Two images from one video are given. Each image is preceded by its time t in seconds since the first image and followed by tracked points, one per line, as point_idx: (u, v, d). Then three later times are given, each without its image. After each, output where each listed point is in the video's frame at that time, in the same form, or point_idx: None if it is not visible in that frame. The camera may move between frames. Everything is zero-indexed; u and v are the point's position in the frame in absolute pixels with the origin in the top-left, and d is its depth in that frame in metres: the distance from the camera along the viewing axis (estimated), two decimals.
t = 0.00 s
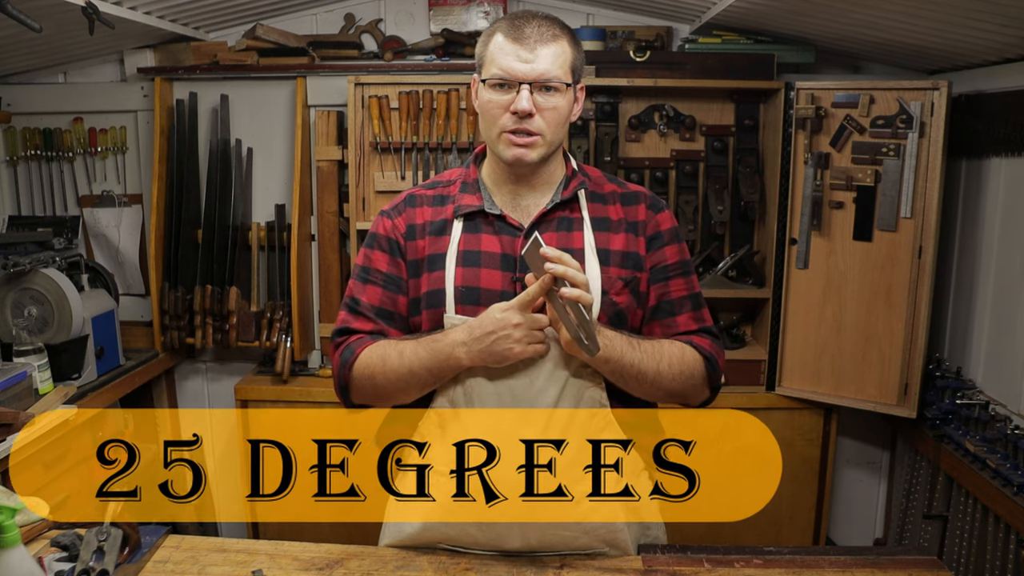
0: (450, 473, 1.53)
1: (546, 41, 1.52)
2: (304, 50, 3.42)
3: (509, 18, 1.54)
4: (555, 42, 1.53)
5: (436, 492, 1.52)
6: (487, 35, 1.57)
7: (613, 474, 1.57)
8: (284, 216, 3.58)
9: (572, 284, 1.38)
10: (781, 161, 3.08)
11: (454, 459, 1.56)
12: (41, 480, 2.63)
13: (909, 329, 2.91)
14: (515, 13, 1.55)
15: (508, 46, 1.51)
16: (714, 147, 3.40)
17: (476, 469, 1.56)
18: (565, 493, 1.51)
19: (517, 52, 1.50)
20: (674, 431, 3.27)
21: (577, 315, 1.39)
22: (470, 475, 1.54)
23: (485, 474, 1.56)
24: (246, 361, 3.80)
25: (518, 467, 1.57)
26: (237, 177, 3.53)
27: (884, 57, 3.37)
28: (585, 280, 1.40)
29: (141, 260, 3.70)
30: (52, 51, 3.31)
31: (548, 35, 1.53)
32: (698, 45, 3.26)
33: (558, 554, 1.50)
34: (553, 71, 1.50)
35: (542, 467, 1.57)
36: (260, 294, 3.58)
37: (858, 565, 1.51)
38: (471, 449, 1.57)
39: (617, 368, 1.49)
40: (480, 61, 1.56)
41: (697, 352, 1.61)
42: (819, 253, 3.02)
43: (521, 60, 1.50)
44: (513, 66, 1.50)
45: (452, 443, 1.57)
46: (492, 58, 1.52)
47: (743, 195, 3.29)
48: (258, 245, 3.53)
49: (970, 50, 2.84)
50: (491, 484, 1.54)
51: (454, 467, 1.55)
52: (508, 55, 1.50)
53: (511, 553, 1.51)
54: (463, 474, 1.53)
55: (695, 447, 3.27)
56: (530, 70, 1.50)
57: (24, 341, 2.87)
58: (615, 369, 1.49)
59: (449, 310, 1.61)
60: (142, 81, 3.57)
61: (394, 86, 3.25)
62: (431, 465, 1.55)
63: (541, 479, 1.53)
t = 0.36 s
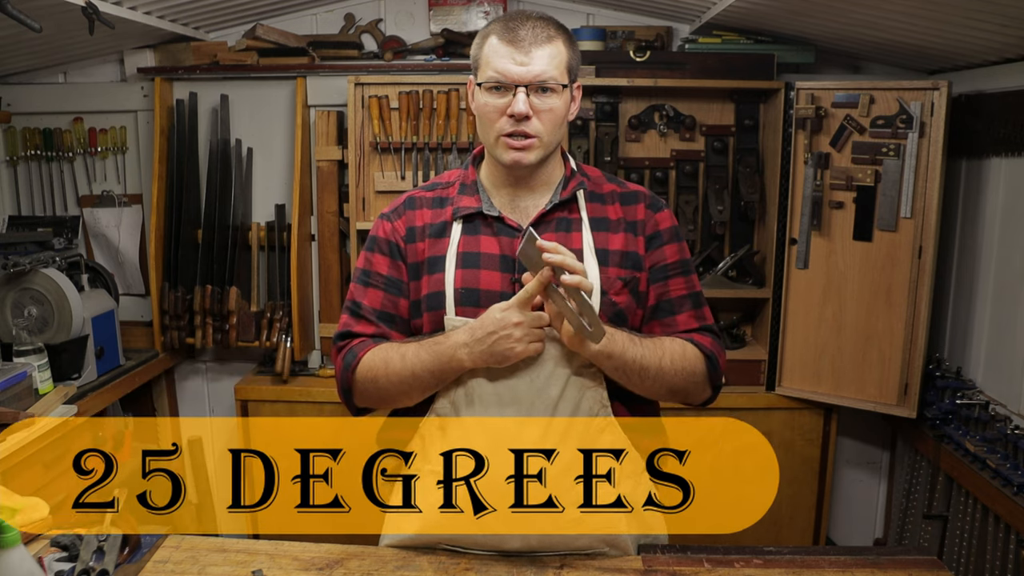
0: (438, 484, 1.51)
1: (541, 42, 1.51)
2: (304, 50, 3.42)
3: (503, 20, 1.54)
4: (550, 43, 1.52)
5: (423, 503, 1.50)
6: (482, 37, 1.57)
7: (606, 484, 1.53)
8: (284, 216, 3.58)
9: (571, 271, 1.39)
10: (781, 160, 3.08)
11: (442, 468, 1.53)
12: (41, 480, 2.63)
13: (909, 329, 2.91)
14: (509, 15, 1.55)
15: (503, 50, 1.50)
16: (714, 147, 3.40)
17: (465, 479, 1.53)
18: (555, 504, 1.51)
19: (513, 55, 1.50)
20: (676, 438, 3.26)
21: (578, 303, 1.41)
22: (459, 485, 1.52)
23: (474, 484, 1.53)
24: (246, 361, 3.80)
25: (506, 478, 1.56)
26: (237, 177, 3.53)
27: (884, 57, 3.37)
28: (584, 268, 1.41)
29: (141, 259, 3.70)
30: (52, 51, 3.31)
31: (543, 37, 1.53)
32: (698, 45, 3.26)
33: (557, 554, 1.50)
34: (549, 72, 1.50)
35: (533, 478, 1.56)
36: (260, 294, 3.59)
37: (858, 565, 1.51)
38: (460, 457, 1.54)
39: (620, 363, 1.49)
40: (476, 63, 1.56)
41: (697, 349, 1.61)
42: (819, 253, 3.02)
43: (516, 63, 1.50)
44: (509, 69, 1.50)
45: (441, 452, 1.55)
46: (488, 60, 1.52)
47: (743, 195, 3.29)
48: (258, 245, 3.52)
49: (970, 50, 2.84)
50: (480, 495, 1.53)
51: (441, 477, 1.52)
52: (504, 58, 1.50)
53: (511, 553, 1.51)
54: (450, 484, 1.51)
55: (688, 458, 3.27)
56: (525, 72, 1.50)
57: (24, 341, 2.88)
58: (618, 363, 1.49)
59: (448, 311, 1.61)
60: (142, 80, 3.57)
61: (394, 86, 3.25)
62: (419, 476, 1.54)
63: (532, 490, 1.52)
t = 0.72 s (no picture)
0: (424, 496, 1.55)
1: (539, 41, 1.51)
2: (304, 50, 3.42)
3: (501, 20, 1.54)
4: (549, 42, 1.52)
5: (410, 516, 1.53)
6: (481, 36, 1.57)
7: (598, 497, 1.56)
8: (284, 216, 3.58)
9: (569, 281, 1.38)
10: (781, 161, 3.08)
11: (428, 481, 1.57)
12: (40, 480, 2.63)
13: (909, 329, 2.91)
14: (508, 15, 1.55)
15: (502, 49, 1.50)
16: (714, 147, 3.40)
17: (452, 490, 1.57)
18: (545, 515, 1.56)
19: (511, 54, 1.50)
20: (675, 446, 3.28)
21: (578, 311, 1.40)
22: (445, 496, 1.55)
23: (461, 495, 1.57)
24: (246, 361, 3.80)
25: (495, 489, 1.60)
26: (237, 177, 3.53)
27: (884, 57, 3.37)
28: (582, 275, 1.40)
29: (141, 259, 3.70)
30: (52, 51, 3.31)
31: (542, 36, 1.53)
32: (698, 45, 3.26)
33: (557, 554, 1.48)
34: (549, 70, 1.50)
35: (522, 488, 1.58)
36: (260, 294, 3.59)
37: (858, 565, 1.51)
38: (446, 469, 1.58)
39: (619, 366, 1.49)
40: (475, 63, 1.56)
41: (695, 350, 1.61)
42: (819, 253, 3.02)
43: (515, 62, 1.50)
44: (508, 68, 1.50)
45: (425, 464, 1.58)
46: (487, 60, 1.52)
47: (743, 195, 3.29)
48: (258, 245, 3.52)
49: (970, 49, 2.84)
50: (468, 506, 1.57)
51: (428, 488, 1.56)
52: (503, 57, 1.50)
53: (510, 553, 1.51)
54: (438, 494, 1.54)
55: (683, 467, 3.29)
56: (524, 71, 1.50)
57: (24, 341, 2.88)
58: (616, 366, 1.49)
59: (449, 311, 1.61)
60: (142, 81, 3.57)
61: (394, 86, 3.25)
62: (406, 489, 1.58)
63: (521, 501, 1.56)
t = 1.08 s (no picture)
0: (410, 508, 1.56)
1: (540, 41, 1.51)
2: (304, 50, 3.42)
3: (501, 20, 1.54)
4: (550, 42, 1.52)
5: (396, 528, 1.57)
6: (481, 36, 1.57)
7: (588, 507, 1.55)
8: (284, 216, 3.58)
9: (570, 286, 1.38)
10: (781, 160, 3.08)
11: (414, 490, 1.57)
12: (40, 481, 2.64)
13: (909, 329, 2.91)
14: (509, 15, 1.55)
15: (502, 49, 1.50)
16: (714, 147, 3.40)
17: (438, 500, 1.57)
18: (535, 527, 1.56)
19: (512, 54, 1.50)
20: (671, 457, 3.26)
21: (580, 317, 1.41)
22: (431, 508, 1.56)
23: (448, 507, 1.57)
24: (246, 361, 3.79)
25: (483, 500, 1.58)
26: (237, 177, 3.53)
27: (884, 57, 3.37)
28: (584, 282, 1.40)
29: (141, 260, 3.70)
30: (52, 51, 3.31)
31: (542, 35, 1.52)
32: (698, 45, 3.26)
33: (557, 554, 1.49)
34: (549, 70, 1.50)
35: (511, 499, 1.58)
36: (260, 294, 3.59)
37: (858, 565, 1.51)
38: (433, 480, 1.58)
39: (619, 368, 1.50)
40: (475, 63, 1.56)
41: (695, 352, 1.61)
42: (819, 253, 3.02)
43: (515, 62, 1.50)
44: (508, 68, 1.50)
45: (412, 475, 1.59)
46: (487, 60, 1.52)
47: (743, 195, 3.29)
48: (258, 245, 3.52)
49: (970, 49, 2.84)
50: (455, 518, 1.58)
51: (413, 500, 1.56)
52: (503, 57, 1.50)
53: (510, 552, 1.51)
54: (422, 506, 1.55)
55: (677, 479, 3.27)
56: (525, 71, 1.50)
57: (24, 341, 2.88)
58: (616, 369, 1.50)
59: (449, 312, 1.60)
60: (142, 81, 3.57)
61: (394, 86, 3.25)
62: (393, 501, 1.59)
63: (510, 514, 1.56)
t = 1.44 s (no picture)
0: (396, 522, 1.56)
1: (539, 40, 1.51)
2: (304, 50, 3.42)
3: (500, 20, 1.54)
4: (549, 41, 1.52)
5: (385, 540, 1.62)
6: (481, 37, 1.57)
7: (577, 518, 1.56)
8: (284, 216, 3.58)
9: (569, 300, 1.39)
10: (781, 160, 3.08)
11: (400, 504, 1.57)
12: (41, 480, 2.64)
13: (909, 329, 2.91)
14: (508, 15, 1.55)
15: (502, 49, 1.50)
16: (714, 147, 3.40)
17: (423, 513, 1.55)
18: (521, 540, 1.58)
19: (511, 54, 1.50)
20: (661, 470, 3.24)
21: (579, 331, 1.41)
22: (417, 521, 1.53)
23: (434, 519, 1.55)
24: (246, 361, 3.79)
25: (470, 513, 1.57)
26: (237, 177, 3.53)
27: (884, 57, 3.37)
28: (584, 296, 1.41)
29: (141, 259, 3.70)
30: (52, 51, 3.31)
31: (541, 35, 1.52)
32: (698, 45, 3.25)
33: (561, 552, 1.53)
34: (549, 70, 1.50)
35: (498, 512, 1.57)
36: (260, 294, 3.59)
37: (857, 565, 1.52)
38: (417, 492, 1.58)
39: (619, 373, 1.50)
40: (474, 63, 1.56)
41: (696, 354, 1.60)
42: (819, 253, 3.02)
43: (515, 62, 1.50)
44: (508, 68, 1.50)
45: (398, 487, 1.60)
46: (487, 61, 1.52)
47: (743, 195, 3.29)
48: (258, 245, 3.52)
49: (970, 50, 2.84)
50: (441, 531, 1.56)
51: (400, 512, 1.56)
52: (502, 57, 1.50)
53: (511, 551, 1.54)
54: (409, 519, 1.54)
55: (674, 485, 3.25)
56: (524, 71, 1.50)
57: (24, 341, 2.88)
58: (618, 373, 1.50)
59: (449, 313, 1.60)
60: (142, 81, 3.57)
61: (394, 86, 3.25)
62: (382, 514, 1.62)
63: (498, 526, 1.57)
